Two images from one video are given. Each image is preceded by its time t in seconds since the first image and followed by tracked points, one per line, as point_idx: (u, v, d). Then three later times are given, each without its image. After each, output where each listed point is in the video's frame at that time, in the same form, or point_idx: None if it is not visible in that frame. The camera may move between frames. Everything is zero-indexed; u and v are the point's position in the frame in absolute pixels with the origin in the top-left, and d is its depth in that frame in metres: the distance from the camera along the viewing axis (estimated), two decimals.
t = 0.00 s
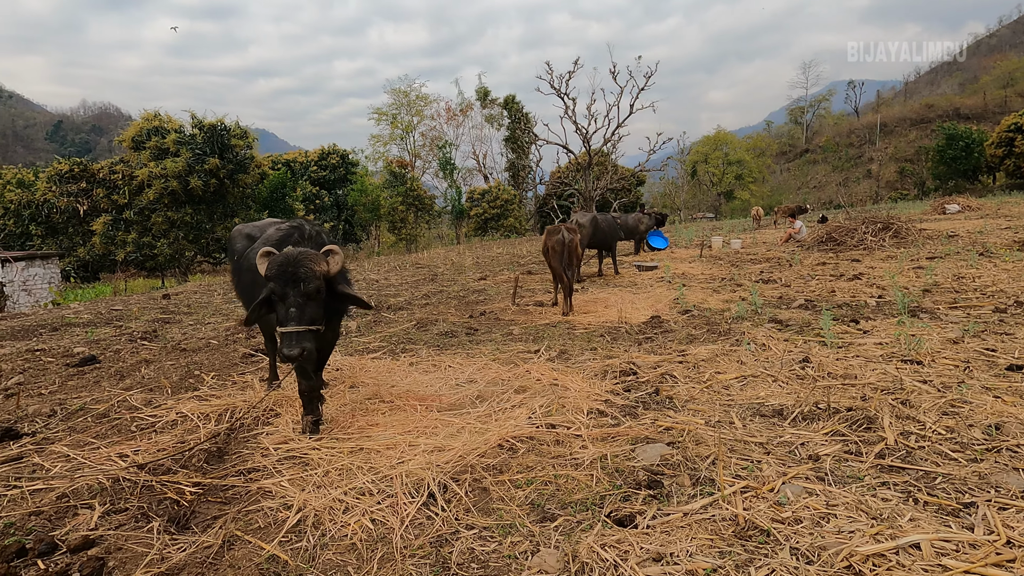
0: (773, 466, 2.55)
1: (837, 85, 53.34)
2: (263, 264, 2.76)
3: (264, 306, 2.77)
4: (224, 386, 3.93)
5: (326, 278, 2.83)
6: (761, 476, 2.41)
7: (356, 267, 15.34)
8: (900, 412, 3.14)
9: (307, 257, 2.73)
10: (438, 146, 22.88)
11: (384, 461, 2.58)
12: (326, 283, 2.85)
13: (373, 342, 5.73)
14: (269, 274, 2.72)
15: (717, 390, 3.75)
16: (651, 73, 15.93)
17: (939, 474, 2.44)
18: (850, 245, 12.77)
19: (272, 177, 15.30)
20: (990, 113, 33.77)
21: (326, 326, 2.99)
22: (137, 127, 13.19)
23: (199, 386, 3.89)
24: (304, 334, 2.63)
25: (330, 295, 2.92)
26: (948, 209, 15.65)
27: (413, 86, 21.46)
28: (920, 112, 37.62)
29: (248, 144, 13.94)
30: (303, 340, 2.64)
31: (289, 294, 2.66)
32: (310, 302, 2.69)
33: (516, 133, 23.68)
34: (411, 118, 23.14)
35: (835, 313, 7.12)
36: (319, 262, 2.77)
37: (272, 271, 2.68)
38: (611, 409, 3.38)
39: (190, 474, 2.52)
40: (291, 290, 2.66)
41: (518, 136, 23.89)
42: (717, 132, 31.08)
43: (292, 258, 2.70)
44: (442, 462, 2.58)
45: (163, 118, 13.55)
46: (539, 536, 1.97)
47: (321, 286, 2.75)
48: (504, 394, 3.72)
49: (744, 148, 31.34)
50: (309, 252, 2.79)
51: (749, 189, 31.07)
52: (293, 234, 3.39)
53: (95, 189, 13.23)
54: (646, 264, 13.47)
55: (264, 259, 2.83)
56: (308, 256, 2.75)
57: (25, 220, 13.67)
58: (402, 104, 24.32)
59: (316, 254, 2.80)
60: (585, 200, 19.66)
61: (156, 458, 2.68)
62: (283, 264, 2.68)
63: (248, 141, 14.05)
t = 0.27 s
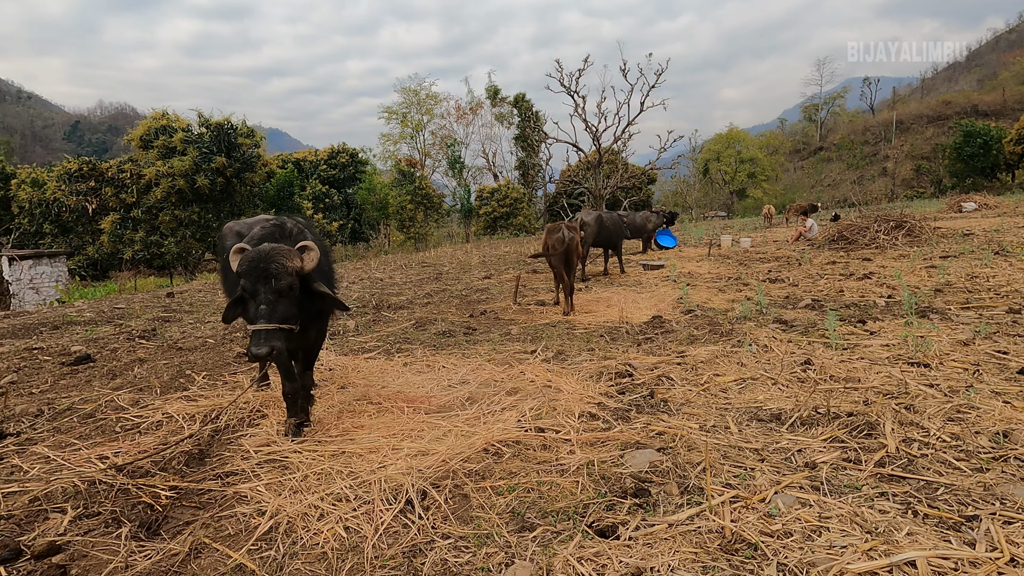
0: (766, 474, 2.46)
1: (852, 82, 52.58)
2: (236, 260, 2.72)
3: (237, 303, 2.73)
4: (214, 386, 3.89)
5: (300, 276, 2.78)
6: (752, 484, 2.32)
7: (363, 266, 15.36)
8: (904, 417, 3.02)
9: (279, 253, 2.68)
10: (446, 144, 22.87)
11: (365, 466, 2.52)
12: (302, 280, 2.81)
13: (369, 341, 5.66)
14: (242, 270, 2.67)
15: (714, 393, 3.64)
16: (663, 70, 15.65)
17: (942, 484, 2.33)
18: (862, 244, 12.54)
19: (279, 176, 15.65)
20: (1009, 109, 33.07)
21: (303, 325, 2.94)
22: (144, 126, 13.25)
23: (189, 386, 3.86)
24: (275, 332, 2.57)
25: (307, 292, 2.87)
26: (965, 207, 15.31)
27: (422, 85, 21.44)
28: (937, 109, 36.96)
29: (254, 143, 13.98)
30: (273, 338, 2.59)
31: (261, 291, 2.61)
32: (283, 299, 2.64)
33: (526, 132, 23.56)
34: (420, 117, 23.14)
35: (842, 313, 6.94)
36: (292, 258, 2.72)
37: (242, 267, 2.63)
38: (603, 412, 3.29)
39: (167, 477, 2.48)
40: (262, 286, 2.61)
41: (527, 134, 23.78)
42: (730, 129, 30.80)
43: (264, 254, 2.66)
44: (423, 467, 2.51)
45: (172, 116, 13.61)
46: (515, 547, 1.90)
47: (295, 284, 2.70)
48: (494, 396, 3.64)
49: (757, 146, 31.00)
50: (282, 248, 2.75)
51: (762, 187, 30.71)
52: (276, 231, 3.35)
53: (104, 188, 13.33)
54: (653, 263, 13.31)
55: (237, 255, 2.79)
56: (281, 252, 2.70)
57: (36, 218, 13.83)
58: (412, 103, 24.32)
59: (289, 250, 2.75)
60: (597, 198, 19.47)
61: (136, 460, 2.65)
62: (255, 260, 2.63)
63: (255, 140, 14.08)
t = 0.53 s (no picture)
0: (758, 490, 2.38)
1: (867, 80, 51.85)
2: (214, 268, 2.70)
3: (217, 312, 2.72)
4: (205, 390, 3.87)
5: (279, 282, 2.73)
6: (742, 502, 2.24)
7: (369, 265, 15.36)
8: (906, 431, 2.91)
9: (254, 260, 2.64)
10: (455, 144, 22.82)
11: (346, 477, 2.47)
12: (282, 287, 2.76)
13: (366, 344, 5.62)
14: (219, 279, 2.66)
15: (711, 402, 3.55)
16: (674, 68, 15.36)
17: (943, 504, 2.23)
18: (874, 245, 12.31)
19: (286, 174, 15.39)
20: None
21: (286, 330, 2.91)
22: (153, 126, 13.35)
23: (181, 390, 3.85)
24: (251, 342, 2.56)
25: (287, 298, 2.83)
26: (981, 207, 14.98)
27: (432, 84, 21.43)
28: (955, 107, 36.30)
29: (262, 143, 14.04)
30: (250, 349, 2.58)
31: (237, 300, 2.59)
32: (259, 308, 2.61)
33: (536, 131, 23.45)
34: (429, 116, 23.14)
35: (848, 317, 6.79)
36: (269, 265, 2.67)
37: (217, 277, 2.60)
38: (596, 422, 3.21)
39: (147, 487, 2.46)
40: (238, 295, 2.59)
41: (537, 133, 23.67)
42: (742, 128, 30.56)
43: (239, 262, 2.62)
44: (405, 479, 2.46)
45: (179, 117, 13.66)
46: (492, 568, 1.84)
47: (272, 292, 2.66)
48: (486, 403, 3.57)
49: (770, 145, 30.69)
50: (259, 255, 2.70)
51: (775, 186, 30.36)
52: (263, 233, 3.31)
53: (113, 188, 13.44)
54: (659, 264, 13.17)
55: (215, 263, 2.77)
56: (257, 258, 2.66)
57: (49, 217, 14.03)
58: (422, 103, 24.35)
59: (266, 257, 2.70)
60: (606, 198, 19.32)
61: (118, 469, 2.63)
62: (230, 268, 2.60)
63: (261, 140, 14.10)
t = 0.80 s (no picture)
0: (752, 499, 2.30)
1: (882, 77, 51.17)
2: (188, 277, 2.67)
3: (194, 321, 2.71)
4: (197, 389, 3.84)
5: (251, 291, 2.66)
6: (734, 512, 2.16)
7: (376, 264, 15.37)
8: (910, 438, 2.80)
9: (223, 270, 2.58)
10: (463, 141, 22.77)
11: (328, 481, 2.42)
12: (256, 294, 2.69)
13: (363, 343, 5.56)
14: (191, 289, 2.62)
15: (710, 405, 3.45)
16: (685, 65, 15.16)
17: (946, 516, 2.14)
18: (885, 244, 12.11)
19: (294, 173, 15.39)
20: None
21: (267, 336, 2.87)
22: (160, 125, 13.42)
23: (172, 389, 3.82)
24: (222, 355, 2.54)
25: (264, 306, 2.76)
26: (997, 205, 14.68)
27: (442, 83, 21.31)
28: (971, 104, 35.68)
29: (268, 141, 14.07)
30: (221, 361, 2.55)
31: (207, 311, 2.56)
32: (230, 319, 2.57)
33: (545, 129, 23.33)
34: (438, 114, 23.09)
35: (855, 318, 6.64)
36: (239, 273, 2.60)
37: (188, 287, 2.57)
38: (588, 425, 3.13)
39: (127, 488, 2.43)
40: (209, 307, 2.55)
41: (546, 131, 23.53)
42: (754, 126, 30.34)
43: (208, 272, 2.57)
44: (387, 483, 2.39)
45: (187, 115, 13.68)
46: None
47: (243, 301, 2.61)
48: (478, 405, 3.50)
49: (782, 143, 30.40)
50: (229, 263, 2.63)
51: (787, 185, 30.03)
52: (248, 233, 3.23)
53: (121, 186, 13.51)
54: (665, 263, 13.02)
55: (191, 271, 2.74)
56: (226, 268, 2.59)
57: (59, 215, 14.20)
58: (431, 101, 24.32)
59: (236, 265, 2.62)
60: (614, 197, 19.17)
61: (100, 470, 2.60)
62: (199, 279, 2.56)
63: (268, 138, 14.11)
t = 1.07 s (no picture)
0: (735, 511, 2.21)
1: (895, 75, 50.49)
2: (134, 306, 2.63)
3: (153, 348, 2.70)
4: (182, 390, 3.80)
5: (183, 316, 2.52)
6: (715, 525, 2.08)
7: (379, 263, 15.33)
8: (905, 446, 2.70)
9: (146, 302, 2.46)
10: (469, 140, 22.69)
11: (299, 488, 2.36)
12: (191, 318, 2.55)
13: (355, 344, 5.50)
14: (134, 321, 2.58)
15: (700, 410, 3.35)
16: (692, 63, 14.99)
17: (938, 532, 2.04)
18: (893, 243, 11.90)
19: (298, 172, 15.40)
20: None
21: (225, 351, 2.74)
22: (165, 124, 13.47)
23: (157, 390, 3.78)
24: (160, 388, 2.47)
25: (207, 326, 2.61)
26: (1011, 205, 14.37)
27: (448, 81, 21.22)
28: (986, 101, 35.10)
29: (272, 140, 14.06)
30: (164, 393, 2.50)
31: (143, 345, 2.50)
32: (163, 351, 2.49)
33: (552, 127, 23.19)
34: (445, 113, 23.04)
35: (858, 320, 6.50)
36: (162, 302, 2.46)
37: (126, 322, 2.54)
38: (574, 431, 3.04)
39: (96, 493, 2.38)
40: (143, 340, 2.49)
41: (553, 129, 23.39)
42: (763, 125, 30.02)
43: (136, 304, 2.48)
44: (359, 491, 2.33)
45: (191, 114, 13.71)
46: None
47: (171, 331, 2.48)
48: (463, 408, 3.43)
49: (792, 142, 30.05)
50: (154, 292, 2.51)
51: (797, 183, 29.69)
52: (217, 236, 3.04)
53: (125, 185, 13.57)
54: (668, 263, 12.89)
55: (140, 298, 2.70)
56: (149, 298, 2.47)
57: (65, 213, 14.32)
58: (438, 99, 24.28)
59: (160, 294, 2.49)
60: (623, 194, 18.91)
61: (71, 474, 2.55)
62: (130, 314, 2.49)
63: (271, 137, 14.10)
